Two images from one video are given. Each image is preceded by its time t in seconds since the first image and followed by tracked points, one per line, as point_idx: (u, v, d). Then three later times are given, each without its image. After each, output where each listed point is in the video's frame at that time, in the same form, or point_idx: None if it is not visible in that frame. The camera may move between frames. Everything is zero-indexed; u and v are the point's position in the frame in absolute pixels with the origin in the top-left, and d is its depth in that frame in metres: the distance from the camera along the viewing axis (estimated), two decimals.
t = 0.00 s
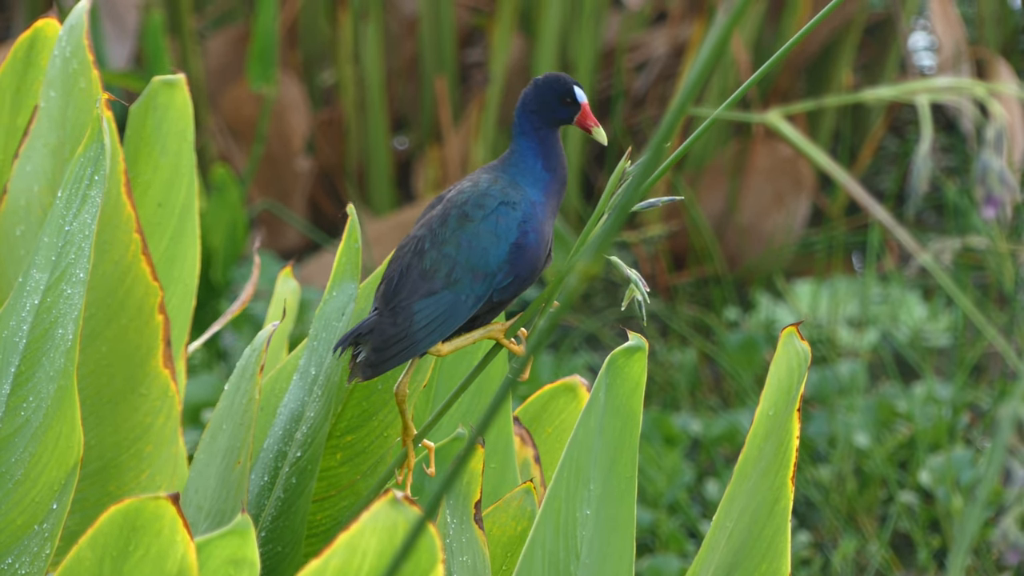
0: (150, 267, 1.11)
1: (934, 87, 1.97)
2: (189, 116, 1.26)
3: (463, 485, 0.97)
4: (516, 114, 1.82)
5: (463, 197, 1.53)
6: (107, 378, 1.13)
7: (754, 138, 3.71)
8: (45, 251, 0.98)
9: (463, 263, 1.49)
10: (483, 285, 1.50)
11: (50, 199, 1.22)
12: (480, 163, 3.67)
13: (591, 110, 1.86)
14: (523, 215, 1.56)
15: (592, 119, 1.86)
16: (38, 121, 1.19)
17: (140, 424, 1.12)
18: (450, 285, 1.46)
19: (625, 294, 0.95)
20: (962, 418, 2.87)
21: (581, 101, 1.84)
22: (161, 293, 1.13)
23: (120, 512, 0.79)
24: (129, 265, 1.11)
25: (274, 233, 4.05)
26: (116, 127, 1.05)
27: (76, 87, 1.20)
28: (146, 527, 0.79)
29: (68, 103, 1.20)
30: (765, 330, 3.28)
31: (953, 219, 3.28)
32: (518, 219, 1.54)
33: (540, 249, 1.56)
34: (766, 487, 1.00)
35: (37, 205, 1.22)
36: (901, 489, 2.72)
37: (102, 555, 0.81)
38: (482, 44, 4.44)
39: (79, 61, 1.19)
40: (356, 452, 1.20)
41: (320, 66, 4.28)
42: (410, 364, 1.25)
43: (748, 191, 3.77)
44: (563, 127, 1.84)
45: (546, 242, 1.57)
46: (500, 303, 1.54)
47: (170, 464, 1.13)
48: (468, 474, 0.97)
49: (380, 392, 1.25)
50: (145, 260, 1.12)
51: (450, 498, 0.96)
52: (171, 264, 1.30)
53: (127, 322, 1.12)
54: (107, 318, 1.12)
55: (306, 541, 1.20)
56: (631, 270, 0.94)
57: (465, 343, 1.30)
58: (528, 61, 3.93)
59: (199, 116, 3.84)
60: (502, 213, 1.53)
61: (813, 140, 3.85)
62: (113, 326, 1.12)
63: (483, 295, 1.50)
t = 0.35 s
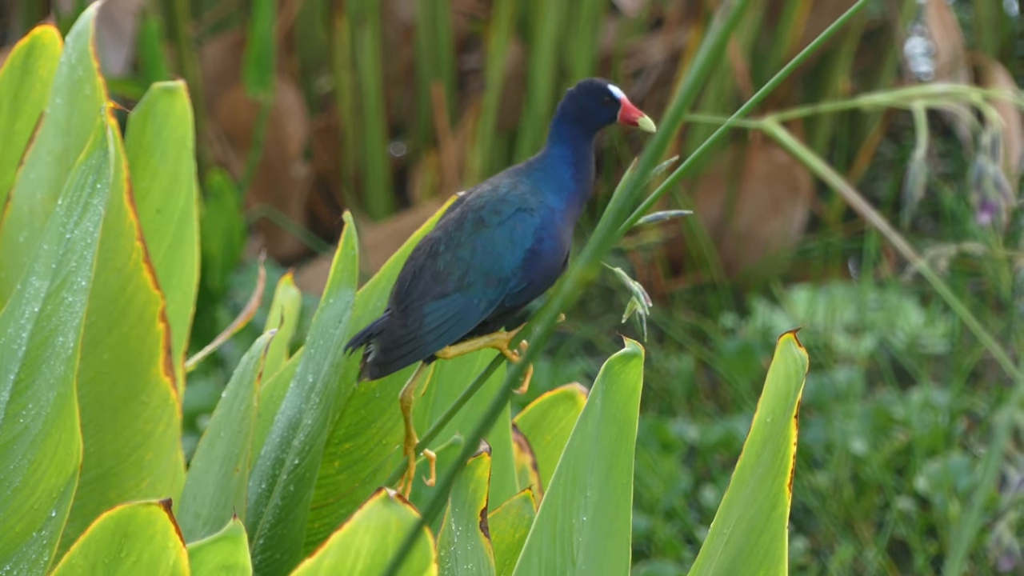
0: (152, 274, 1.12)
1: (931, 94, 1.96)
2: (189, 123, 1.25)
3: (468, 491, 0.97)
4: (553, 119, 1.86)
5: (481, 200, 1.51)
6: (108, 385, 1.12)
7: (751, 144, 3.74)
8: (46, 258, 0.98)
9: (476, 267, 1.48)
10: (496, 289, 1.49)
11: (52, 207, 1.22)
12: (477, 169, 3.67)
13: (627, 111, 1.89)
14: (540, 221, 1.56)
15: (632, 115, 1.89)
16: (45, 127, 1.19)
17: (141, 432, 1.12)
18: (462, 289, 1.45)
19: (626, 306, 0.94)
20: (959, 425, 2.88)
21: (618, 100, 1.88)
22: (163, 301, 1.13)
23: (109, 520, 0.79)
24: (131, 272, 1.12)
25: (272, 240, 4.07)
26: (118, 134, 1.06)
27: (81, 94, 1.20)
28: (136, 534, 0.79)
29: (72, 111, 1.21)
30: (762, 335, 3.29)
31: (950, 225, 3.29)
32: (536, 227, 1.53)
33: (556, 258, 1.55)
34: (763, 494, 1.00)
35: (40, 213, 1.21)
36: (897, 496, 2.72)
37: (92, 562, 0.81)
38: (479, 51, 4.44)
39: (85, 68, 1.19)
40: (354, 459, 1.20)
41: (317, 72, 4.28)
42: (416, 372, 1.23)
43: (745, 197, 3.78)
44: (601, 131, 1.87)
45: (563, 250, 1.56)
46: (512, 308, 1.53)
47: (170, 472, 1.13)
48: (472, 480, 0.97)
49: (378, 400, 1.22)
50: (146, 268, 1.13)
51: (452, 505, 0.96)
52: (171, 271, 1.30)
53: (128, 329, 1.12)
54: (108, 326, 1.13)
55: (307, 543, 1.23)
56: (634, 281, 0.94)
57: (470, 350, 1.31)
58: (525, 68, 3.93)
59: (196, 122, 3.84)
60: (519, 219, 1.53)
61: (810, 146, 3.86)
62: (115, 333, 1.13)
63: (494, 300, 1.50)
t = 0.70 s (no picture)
0: (146, 281, 1.11)
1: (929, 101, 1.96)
2: (184, 129, 1.25)
3: (470, 499, 0.98)
4: (597, 105, 1.89)
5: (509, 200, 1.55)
6: (103, 393, 1.12)
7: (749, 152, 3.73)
8: (37, 265, 0.97)
9: (500, 267, 1.52)
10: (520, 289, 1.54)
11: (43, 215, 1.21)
12: (476, 177, 3.67)
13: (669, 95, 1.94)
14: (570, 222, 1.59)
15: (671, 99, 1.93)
16: (30, 135, 1.18)
17: (136, 439, 1.11)
18: (486, 289, 1.50)
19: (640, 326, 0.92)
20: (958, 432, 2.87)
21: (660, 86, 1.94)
22: (157, 308, 1.12)
23: (112, 529, 0.79)
24: (125, 279, 1.11)
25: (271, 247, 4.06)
26: (110, 142, 1.05)
27: (69, 102, 1.21)
28: (139, 542, 0.79)
29: (60, 118, 1.21)
30: (761, 343, 3.29)
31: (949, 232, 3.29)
32: (563, 229, 1.57)
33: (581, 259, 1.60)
34: (763, 502, 1.00)
35: (30, 221, 1.20)
36: (897, 503, 2.72)
37: (95, 571, 0.80)
38: (477, 58, 4.45)
39: (71, 74, 1.20)
40: (366, 472, 1.20)
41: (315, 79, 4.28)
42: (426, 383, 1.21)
43: (744, 205, 3.78)
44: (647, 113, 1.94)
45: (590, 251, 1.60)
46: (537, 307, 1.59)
47: (167, 479, 1.12)
48: (475, 489, 0.98)
49: (391, 413, 1.22)
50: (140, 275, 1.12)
51: (454, 513, 0.96)
52: (166, 278, 1.29)
53: (122, 336, 1.11)
54: (103, 332, 1.12)
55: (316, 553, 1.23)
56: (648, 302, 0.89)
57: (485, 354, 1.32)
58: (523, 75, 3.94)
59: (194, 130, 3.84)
60: (546, 219, 1.56)
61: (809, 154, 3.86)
62: (109, 340, 1.12)
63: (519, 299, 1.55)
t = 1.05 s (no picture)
0: (149, 292, 1.10)
1: (929, 112, 1.96)
2: (185, 140, 1.23)
3: (468, 509, 0.98)
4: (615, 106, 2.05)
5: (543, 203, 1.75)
6: (105, 404, 1.12)
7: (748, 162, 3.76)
8: (43, 276, 0.98)
9: (534, 268, 1.71)
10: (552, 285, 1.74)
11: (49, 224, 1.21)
12: (475, 187, 3.67)
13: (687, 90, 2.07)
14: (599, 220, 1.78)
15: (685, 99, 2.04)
16: (39, 146, 1.18)
17: (138, 450, 1.11)
18: (520, 288, 1.70)
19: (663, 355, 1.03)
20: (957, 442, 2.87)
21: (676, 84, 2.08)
22: (160, 319, 1.12)
23: (111, 540, 0.79)
24: (128, 289, 1.10)
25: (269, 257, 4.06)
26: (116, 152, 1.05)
27: (77, 112, 1.21)
28: (137, 555, 0.79)
29: (68, 129, 1.21)
30: (760, 353, 3.29)
31: (947, 242, 3.29)
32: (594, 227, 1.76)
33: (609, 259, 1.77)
34: (763, 512, 1.03)
35: (36, 230, 1.20)
36: (896, 513, 2.72)
37: None
38: (476, 69, 4.46)
39: (80, 85, 1.21)
40: (374, 488, 1.20)
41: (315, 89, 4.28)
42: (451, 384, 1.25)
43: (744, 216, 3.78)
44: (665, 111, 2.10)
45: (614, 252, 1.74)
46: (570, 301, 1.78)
47: (168, 489, 1.13)
48: (473, 498, 0.98)
49: (400, 429, 1.21)
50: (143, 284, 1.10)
51: (453, 523, 0.97)
52: (167, 288, 1.30)
53: (125, 347, 1.11)
54: (106, 342, 1.11)
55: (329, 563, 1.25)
56: (671, 330, 1.02)
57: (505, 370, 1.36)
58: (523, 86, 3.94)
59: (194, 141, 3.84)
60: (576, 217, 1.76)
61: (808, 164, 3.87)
62: (113, 350, 1.11)
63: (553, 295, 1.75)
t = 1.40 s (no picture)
0: (142, 301, 1.10)
1: (926, 122, 1.97)
2: (180, 149, 1.24)
3: (455, 519, 0.99)
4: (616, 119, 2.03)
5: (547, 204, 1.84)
6: (98, 413, 1.11)
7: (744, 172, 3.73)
8: (31, 284, 0.97)
9: (542, 266, 1.80)
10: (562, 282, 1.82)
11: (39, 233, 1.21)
12: (471, 196, 3.68)
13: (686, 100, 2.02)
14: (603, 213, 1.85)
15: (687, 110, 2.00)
16: (28, 155, 1.18)
17: (132, 459, 1.11)
18: (530, 288, 1.79)
19: (679, 379, 1.05)
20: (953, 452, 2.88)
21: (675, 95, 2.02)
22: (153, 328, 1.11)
23: (106, 551, 0.79)
24: (121, 299, 1.10)
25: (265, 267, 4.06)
26: (106, 160, 1.05)
27: (67, 122, 1.20)
28: (133, 565, 0.80)
29: (58, 138, 1.20)
30: (755, 363, 3.30)
31: (943, 251, 3.30)
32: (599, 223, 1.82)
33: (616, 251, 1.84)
34: (758, 521, 1.04)
35: (26, 240, 1.20)
36: (892, 523, 2.72)
37: None
38: (472, 78, 4.46)
39: (70, 95, 1.19)
40: (385, 504, 1.17)
41: (311, 99, 4.28)
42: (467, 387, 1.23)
43: (739, 225, 3.78)
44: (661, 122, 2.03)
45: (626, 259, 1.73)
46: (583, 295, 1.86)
47: (162, 498, 1.13)
48: (459, 509, 0.98)
49: (413, 445, 1.17)
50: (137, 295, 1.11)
51: (440, 532, 0.99)
52: (162, 298, 1.30)
53: (119, 356, 1.10)
54: (99, 352, 1.11)
55: None
56: (687, 354, 1.04)
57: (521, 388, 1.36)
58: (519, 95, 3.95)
59: (190, 150, 3.84)
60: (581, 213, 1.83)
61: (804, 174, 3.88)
62: (106, 360, 1.11)
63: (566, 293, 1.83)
